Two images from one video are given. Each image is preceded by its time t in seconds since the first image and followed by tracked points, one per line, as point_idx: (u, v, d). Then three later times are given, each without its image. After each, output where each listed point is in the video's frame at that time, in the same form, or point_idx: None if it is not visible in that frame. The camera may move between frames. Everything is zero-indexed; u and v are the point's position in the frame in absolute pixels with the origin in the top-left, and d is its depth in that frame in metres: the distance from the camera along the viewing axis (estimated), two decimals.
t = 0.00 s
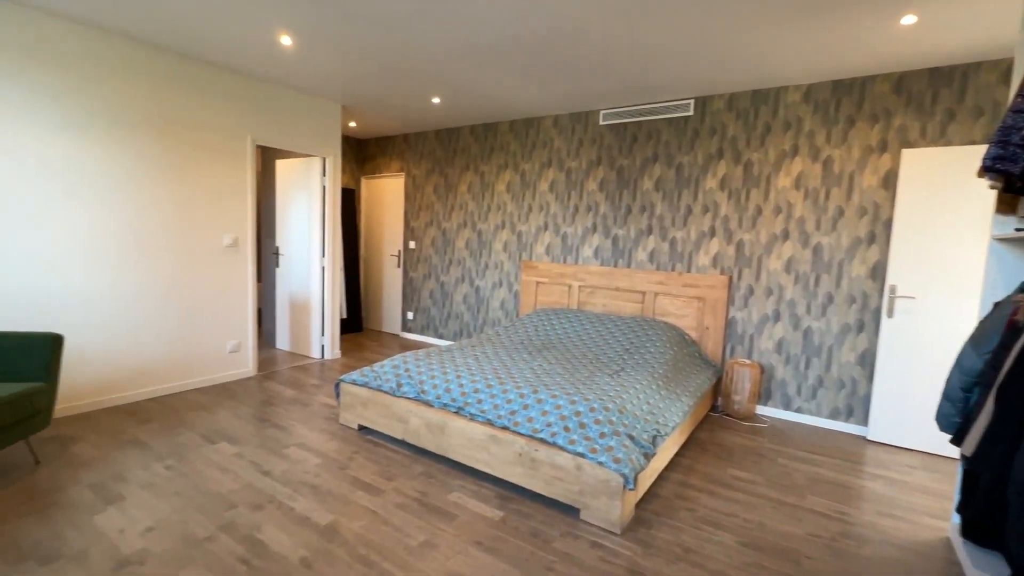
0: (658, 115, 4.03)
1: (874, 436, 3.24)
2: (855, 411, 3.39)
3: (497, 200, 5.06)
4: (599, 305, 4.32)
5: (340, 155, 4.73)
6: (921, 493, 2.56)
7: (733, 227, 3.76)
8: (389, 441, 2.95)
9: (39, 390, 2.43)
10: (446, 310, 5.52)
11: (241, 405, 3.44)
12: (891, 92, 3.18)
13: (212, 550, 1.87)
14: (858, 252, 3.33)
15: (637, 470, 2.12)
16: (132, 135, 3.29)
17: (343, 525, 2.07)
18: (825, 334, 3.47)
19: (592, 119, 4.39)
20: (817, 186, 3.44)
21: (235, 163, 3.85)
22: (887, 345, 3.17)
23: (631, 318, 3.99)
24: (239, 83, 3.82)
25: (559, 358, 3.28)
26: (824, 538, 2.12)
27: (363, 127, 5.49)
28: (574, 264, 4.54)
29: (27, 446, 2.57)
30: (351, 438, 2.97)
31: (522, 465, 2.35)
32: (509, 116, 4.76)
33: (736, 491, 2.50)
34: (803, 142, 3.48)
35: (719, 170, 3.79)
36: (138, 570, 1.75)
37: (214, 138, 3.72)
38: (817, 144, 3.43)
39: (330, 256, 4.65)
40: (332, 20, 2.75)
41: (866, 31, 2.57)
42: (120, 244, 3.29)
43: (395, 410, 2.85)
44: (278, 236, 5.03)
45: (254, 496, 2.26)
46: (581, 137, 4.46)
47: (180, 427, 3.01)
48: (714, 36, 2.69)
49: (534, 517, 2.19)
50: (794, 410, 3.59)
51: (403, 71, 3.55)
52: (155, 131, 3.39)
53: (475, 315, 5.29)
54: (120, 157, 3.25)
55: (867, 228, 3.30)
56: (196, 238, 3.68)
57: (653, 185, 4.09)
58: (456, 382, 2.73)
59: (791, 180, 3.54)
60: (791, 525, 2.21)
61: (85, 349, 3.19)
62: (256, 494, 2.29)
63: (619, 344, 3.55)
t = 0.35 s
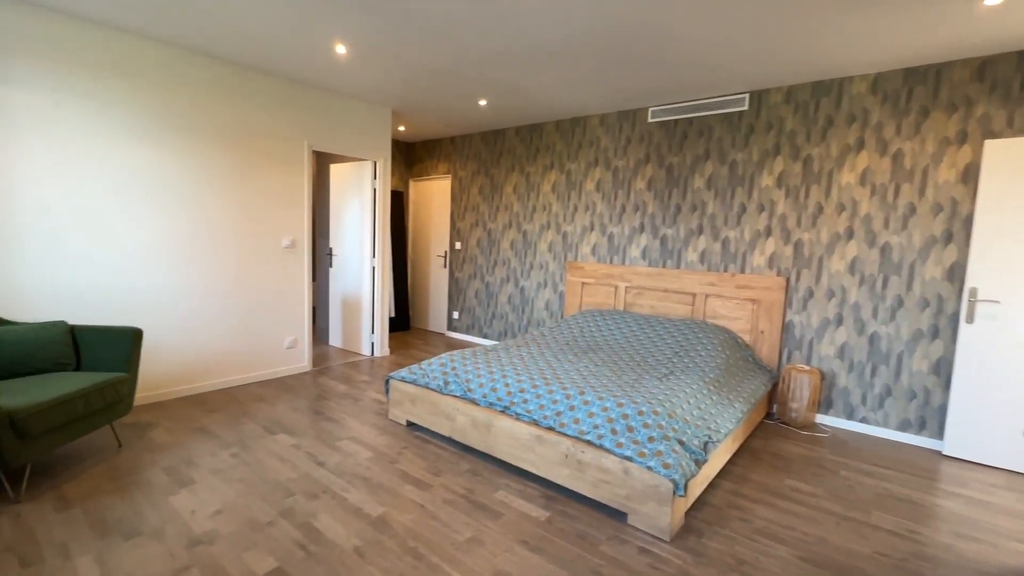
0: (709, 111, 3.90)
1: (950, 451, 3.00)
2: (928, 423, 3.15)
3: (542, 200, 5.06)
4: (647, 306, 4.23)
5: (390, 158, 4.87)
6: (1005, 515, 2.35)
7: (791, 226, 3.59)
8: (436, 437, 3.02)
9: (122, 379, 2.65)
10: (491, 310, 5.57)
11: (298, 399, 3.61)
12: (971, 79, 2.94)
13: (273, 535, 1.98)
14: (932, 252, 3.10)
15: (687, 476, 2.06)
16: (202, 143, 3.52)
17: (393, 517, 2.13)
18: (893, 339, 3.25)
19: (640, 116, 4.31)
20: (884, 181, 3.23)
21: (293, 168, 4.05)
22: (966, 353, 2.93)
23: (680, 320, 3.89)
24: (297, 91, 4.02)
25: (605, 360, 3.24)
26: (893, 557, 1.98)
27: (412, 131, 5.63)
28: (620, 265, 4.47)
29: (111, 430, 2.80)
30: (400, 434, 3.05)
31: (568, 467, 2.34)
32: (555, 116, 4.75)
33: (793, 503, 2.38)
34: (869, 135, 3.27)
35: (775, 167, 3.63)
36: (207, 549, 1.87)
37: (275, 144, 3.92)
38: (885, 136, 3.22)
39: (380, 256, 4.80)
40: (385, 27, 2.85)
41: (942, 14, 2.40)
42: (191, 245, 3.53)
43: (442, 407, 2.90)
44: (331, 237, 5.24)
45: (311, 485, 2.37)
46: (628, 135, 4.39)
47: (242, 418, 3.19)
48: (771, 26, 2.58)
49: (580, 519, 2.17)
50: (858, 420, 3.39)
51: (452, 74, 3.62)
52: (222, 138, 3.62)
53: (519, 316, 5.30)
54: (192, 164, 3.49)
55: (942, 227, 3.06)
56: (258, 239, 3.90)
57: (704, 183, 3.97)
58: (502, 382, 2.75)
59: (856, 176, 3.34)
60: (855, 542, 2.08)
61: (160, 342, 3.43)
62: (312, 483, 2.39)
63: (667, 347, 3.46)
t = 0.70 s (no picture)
0: (763, 105, 3.74)
1: None
2: (1011, 438, 2.90)
3: (587, 199, 5.01)
4: (695, 308, 4.11)
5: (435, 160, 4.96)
6: None
7: (853, 224, 3.39)
8: (480, 435, 3.05)
9: (190, 370, 2.84)
10: (534, 310, 5.57)
11: (348, 394, 3.74)
12: None
13: (326, 523, 2.06)
14: (1017, 251, 2.85)
15: (740, 484, 1.98)
16: (261, 149, 3.72)
17: (439, 512, 2.17)
18: (970, 346, 3.01)
19: (688, 112, 4.20)
20: (960, 175, 3.00)
21: (344, 171, 4.20)
22: None
23: (731, 322, 3.75)
24: (348, 97, 4.17)
25: (652, 361, 3.17)
26: None
27: (457, 133, 5.72)
28: (667, 265, 4.36)
29: (180, 419, 3.01)
30: (445, 431, 3.10)
31: (614, 470, 2.30)
32: (600, 115, 4.70)
33: (856, 517, 2.24)
34: (943, 125, 3.04)
35: (836, 161, 3.44)
36: (266, 534, 1.98)
37: (327, 149, 4.08)
38: (962, 126, 2.98)
39: (426, 256, 4.90)
40: (433, 32, 2.91)
41: None
42: (251, 245, 3.73)
43: (487, 406, 2.93)
44: (379, 238, 5.39)
45: (361, 478, 2.45)
46: (676, 132, 4.28)
47: (297, 411, 3.34)
48: (832, 13, 2.45)
49: (626, 523, 2.14)
50: (929, 431, 3.16)
51: (497, 75, 3.66)
52: (279, 144, 3.81)
53: (563, 316, 5.28)
54: (252, 169, 3.69)
55: None
56: (312, 240, 4.07)
57: (758, 180, 3.82)
58: (547, 382, 2.75)
59: (927, 170, 3.11)
60: (927, 562, 1.94)
61: (222, 337, 3.65)
62: (362, 476, 2.47)
63: (717, 350, 3.35)
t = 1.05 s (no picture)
0: (819, 97, 3.57)
1: None
2: None
3: (629, 198, 4.93)
4: (743, 309, 3.97)
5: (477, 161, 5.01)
6: None
7: (918, 221, 3.19)
8: (521, 434, 3.06)
9: (246, 365, 2.99)
10: (574, 310, 5.54)
11: (391, 390, 3.84)
12: None
13: (373, 515, 2.12)
14: None
15: (793, 493, 1.90)
16: (310, 154, 3.86)
17: (481, 509, 2.20)
18: None
19: (737, 106, 4.05)
20: None
21: (388, 173, 4.31)
22: None
23: (781, 324, 3.60)
24: (393, 101, 4.27)
25: (697, 364, 3.09)
26: None
27: (498, 133, 5.76)
28: (713, 264, 4.24)
29: (237, 410, 3.17)
30: (487, 428, 3.13)
31: (658, 473, 2.26)
32: (643, 111, 4.61)
33: (922, 533, 2.11)
34: None
35: (899, 154, 3.24)
36: (317, 523, 2.06)
37: (373, 152, 4.20)
38: None
39: (467, 256, 4.96)
40: (477, 34, 2.94)
41: None
42: (302, 246, 3.89)
43: (528, 405, 2.93)
44: (421, 238, 5.50)
45: (405, 472, 2.51)
46: (724, 127, 4.14)
47: (344, 405, 3.46)
48: None
49: (671, 528, 2.09)
50: (1005, 444, 2.92)
51: (539, 74, 3.66)
52: (328, 148, 3.94)
53: (604, 316, 5.21)
54: (302, 172, 3.84)
55: None
56: (358, 240, 4.20)
57: (812, 176, 3.64)
58: (589, 382, 2.73)
59: (1005, 161, 2.88)
60: None
61: (275, 334, 3.82)
62: (407, 470, 2.53)
63: (767, 354, 3.22)
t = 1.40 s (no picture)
0: (872, 87, 3.39)
1: None
2: None
3: (667, 195, 4.83)
4: (788, 309, 3.83)
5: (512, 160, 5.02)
6: None
7: (983, 216, 2.99)
8: (557, 433, 3.04)
9: (291, 360, 3.10)
10: (610, 309, 5.47)
11: (428, 386, 3.91)
12: None
13: (412, 509, 2.17)
14: None
15: (844, 501, 1.82)
16: (350, 156, 3.96)
17: (518, 507, 2.21)
18: None
19: (782, 99, 3.90)
20: None
21: (426, 173, 4.38)
22: None
23: (830, 326, 3.45)
24: (431, 101, 4.33)
25: (739, 365, 3.00)
26: None
27: (533, 131, 5.75)
28: (756, 263, 4.10)
29: (282, 403, 3.30)
30: (522, 426, 3.13)
31: (698, 476, 2.21)
32: (682, 106, 4.50)
33: (987, 549, 1.97)
34: None
35: (962, 146, 3.05)
36: (359, 514, 2.12)
37: (410, 152, 4.27)
38: None
39: (501, 255, 4.98)
40: (513, 33, 2.95)
41: None
42: (343, 245, 4.00)
43: (564, 404, 2.92)
44: (457, 237, 5.55)
45: (442, 467, 2.55)
46: (768, 120, 3.99)
47: (383, 401, 3.54)
48: None
49: (712, 533, 2.04)
50: None
51: (576, 71, 3.63)
52: (367, 149, 4.04)
53: (640, 315, 5.13)
54: (343, 173, 3.94)
55: None
56: (396, 239, 4.28)
57: (864, 170, 3.47)
58: (626, 382, 2.69)
59: None
60: None
61: (317, 330, 3.94)
62: (444, 466, 2.57)
63: (815, 356, 3.09)
